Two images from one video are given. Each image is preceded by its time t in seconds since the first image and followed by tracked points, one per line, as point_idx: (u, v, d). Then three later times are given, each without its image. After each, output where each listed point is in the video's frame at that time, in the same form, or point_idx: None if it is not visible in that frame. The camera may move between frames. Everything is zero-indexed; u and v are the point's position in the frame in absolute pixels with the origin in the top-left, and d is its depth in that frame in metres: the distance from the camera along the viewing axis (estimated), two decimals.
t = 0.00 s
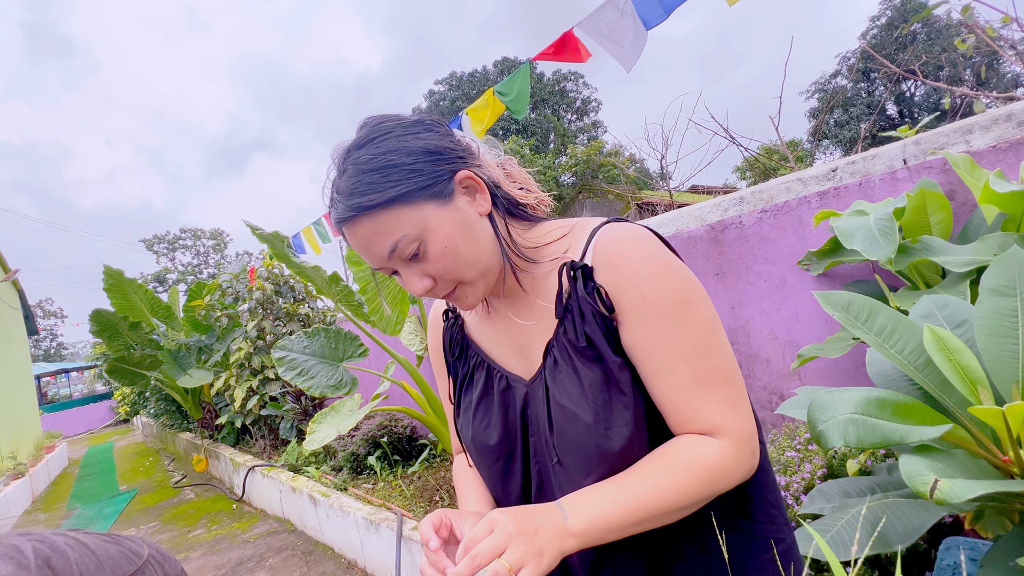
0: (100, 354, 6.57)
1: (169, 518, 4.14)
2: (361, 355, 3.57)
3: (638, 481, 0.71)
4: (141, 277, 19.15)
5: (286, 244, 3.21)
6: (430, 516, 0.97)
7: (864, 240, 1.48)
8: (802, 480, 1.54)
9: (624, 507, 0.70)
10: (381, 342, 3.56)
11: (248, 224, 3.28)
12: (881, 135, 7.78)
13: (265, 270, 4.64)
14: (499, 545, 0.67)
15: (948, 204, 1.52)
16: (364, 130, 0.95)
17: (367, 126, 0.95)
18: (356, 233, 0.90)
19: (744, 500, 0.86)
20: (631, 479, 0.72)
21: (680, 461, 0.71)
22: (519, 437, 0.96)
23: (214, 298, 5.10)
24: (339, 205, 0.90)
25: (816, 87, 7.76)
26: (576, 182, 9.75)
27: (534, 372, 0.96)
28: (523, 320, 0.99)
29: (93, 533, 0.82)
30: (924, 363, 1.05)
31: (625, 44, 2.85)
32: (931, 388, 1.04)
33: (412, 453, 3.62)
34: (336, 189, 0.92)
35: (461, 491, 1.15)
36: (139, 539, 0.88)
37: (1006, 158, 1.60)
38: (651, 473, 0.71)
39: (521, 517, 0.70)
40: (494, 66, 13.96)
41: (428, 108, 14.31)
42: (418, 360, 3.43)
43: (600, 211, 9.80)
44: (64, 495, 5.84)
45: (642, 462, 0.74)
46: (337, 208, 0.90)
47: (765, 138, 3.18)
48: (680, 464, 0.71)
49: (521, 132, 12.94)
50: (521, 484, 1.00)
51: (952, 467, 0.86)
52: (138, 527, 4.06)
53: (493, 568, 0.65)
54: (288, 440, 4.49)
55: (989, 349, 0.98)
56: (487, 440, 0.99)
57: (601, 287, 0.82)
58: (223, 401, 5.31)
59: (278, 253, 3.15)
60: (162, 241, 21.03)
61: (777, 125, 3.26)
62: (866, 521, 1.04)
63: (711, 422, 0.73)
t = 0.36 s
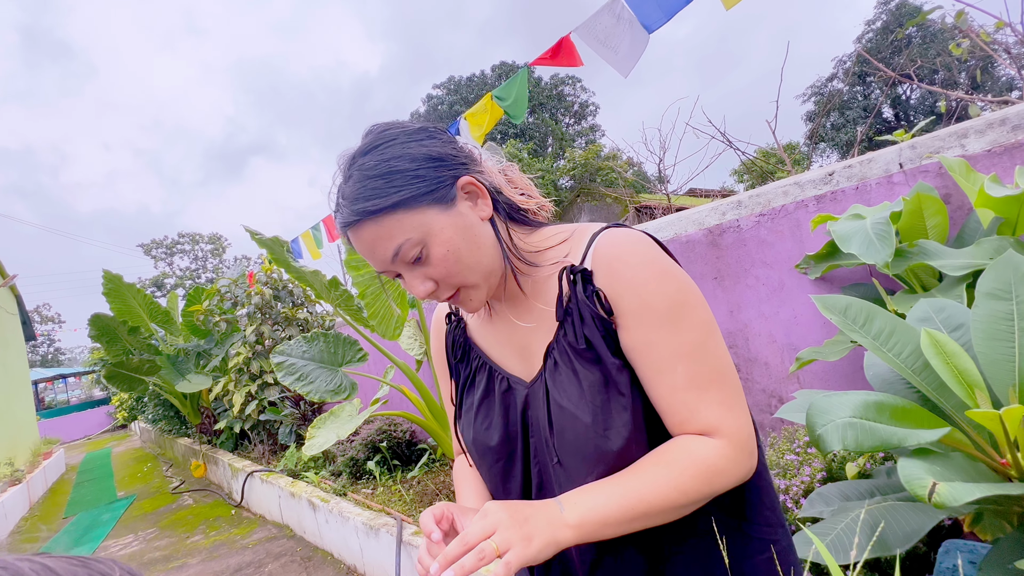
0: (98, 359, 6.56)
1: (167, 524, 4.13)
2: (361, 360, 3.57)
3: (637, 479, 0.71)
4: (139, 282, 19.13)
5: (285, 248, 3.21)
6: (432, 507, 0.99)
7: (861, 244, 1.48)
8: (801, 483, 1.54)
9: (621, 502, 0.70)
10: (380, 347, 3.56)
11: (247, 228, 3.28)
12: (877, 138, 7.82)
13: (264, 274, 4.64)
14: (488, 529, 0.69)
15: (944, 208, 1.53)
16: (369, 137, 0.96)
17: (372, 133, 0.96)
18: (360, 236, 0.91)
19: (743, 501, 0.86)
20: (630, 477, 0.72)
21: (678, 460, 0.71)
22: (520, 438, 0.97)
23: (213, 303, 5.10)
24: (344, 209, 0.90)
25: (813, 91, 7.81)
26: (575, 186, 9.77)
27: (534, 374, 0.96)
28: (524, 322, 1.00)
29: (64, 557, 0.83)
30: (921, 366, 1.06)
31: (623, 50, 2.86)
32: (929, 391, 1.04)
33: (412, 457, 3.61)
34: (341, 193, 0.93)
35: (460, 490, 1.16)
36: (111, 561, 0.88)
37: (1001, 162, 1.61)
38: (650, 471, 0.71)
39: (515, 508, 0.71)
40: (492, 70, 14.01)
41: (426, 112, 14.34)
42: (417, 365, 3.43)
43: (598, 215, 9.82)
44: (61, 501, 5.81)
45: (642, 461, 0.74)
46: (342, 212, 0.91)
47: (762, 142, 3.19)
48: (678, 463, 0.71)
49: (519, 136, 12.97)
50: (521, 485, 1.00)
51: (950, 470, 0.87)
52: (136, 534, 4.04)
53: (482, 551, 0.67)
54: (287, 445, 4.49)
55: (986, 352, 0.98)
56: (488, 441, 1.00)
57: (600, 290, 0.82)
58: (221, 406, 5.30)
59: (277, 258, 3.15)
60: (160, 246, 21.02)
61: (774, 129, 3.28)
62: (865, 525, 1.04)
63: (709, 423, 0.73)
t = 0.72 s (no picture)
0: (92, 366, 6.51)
1: (163, 531, 4.10)
2: (358, 365, 3.56)
3: (631, 478, 0.72)
4: (134, 287, 19.07)
5: (282, 253, 3.21)
6: (426, 509, 0.99)
7: (855, 246, 1.49)
8: (798, 485, 1.54)
9: (614, 501, 0.70)
10: (377, 351, 3.55)
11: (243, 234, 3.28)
12: (870, 142, 7.87)
13: (260, 280, 4.63)
14: (480, 529, 0.69)
15: (936, 211, 1.55)
16: (373, 135, 0.97)
17: (376, 130, 0.98)
18: (366, 229, 0.90)
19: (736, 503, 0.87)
20: (624, 476, 0.72)
21: (671, 461, 0.72)
22: (514, 440, 0.97)
23: (209, 309, 5.09)
24: (349, 200, 0.90)
25: (806, 95, 7.87)
26: (571, 190, 9.80)
27: (528, 376, 0.96)
28: (519, 324, 1.00)
29: None
30: (914, 368, 1.07)
31: (610, 58, 2.89)
32: (923, 392, 1.05)
33: (409, 462, 3.60)
34: (345, 188, 0.93)
35: (454, 491, 1.17)
36: None
37: (991, 165, 1.63)
38: (645, 471, 0.72)
39: (507, 509, 0.71)
40: (488, 75, 14.06)
41: (422, 117, 14.38)
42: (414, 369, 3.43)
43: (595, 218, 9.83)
44: (56, 509, 5.77)
45: (636, 461, 0.74)
46: (347, 204, 0.91)
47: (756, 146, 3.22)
48: (673, 464, 0.71)
49: (515, 141, 13.01)
50: (516, 488, 1.00)
51: (945, 471, 0.87)
52: (131, 542, 4.01)
53: (474, 551, 0.67)
54: (284, 451, 4.47)
55: (979, 353, 0.99)
56: (482, 443, 1.00)
57: (594, 292, 0.83)
58: (217, 412, 5.28)
59: (274, 263, 3.15)
60: (156, 252, 20.94)
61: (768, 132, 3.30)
62: (861, 527, 1.04)
63: (701, 423, 0.74)
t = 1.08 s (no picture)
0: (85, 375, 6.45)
1: (156, 542, 4.05)
2: (353, 371, 3.55)
3: (632, 478, 0.72)
4: (127, 295, 18.94)
5: (277, 260, 3.20)
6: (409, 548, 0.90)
7: (846, 250, 1.51)
8: (793, 488, 1.55)
9: (618, 502, 0.70)
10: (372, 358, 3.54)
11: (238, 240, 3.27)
12: (861, 146, 7.94)
13: (255, 286, 4.61)
14: (489, 519, 0.69)
15: (925, 214, 1.56)
16: (380, 129, 0.97)
17: (382, 125, 0.98)
18: (379, 215, 0.86)
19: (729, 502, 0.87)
20: (627, 477, 0.72)
21: (671, 460, 0.72)
22: (509, 443, 0.96)
23: (203, 316, 5.06)
24: (362, 185, 0.87)
25: (797, 100, 7.94)
26: (566, 196, 9.84)
27: (523, 378, 0.96)
28: (516, 326, 1.00)
29: None
30: (906, 370, 1.08)
31: (600, 64, 2.92)
32: (915, 394, 1.06)
33: (405, 469, 3.58)
34: (355, 176, 0.91)
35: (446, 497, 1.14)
36: None
37: (979, 168, 1.64)
38: (647, 472, 0.72)
39: (518, 506, 0.71)
40: (482, 82, 14.12)
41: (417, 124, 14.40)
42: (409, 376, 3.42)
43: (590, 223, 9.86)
44: (47, 521, 5.70)
45: (637, 462, 0.74)
46: (358, 189, 0.87)
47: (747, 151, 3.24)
48: (673, 464, 0.71)
49: (510, 147, 13.05)
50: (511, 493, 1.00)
51: (937, 473, 0.88)
52: (124, 553, 3.97)
53: (482, 541, 0.67)
54: (279, 459, 4.44)
55: (970, 355, 1.00)
56: (476, 447, 0.99)
57: (592, 293, 0.83)
58: (211, 421, 5.25)
59: (269, 270, 3.14)
60: (149, 259, 20.82)
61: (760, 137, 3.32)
62: (857, 530, 1.04)
63: (700, 421, 0.74)
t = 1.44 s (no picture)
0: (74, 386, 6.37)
1: (147, 555, 4.00)
2: (347, 380, 3.53)
3: (718, 389, 0.83)
4: (119, 304, 18.77)
5: (269, 269, 3.19)
6: None
7: (837, 255, 1.52)
8: (788, 493, 1.56)
9: (727, 401, 0.81)
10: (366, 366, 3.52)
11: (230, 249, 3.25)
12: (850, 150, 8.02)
13: (247, 295, 4.59)
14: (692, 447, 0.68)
15: (913, 220, 1.58)
16: (394, 126, 0.98)
17: (396, 123, 0.99)
18: (398, 209, 0.85)
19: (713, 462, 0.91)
20: (712, 391, 0.84)
21: (727, 375, 0.87)
22: (518, 446, 0.93)
23: (195, 325, 5.03)
24: (381, 179, 0.86)
25: (787, 105, 8.01)
26: (560, 201, 9.86)
27: (530, 377, 0.95)
28: (523, 326, 1.00)
29: None
30: (897, 376, 1.08)
31: (592, 71, 2.94)
32: (906, 400, 1.07)
33: (401, 478, 3.56)
34: (370, 170, 0.90)
35: (441, 526, 1.05)
36: None
37: (965, 174, 1.67)
38: (721, 385, 0.85)
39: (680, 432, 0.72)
40: (475, 88, 14.16)
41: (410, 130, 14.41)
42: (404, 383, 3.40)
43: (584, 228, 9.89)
44: (36, 534, 5.61)
45: (702, 389, 0.86)
46: (375, 184, 0.86)
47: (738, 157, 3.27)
48: (728, 375, 0.87)
49: (503, 153, 13.08)
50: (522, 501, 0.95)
51: (928, 478, 0.88)
52: (115, 566, 3.91)
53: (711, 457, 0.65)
54: (272, 468, 4.40)
55: (959, 361, 1.01)
56: (486, 452, 0.95)
57: (611, 288, 0.91)
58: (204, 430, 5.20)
59: (261, 279, 3.12)
60: (141, 268, 20.65)
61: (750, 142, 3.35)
62: (851, 536, 1.04)
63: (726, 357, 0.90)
